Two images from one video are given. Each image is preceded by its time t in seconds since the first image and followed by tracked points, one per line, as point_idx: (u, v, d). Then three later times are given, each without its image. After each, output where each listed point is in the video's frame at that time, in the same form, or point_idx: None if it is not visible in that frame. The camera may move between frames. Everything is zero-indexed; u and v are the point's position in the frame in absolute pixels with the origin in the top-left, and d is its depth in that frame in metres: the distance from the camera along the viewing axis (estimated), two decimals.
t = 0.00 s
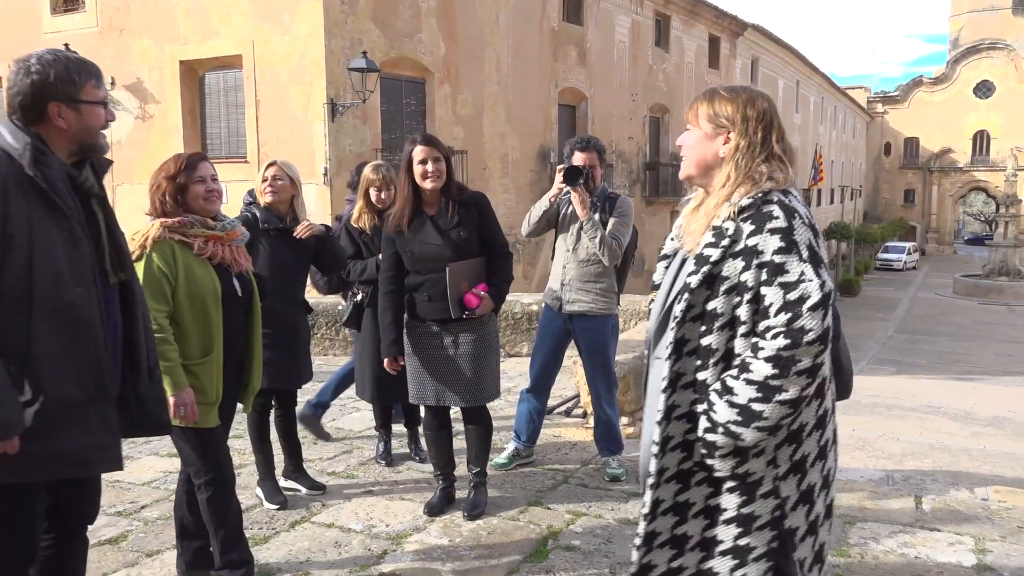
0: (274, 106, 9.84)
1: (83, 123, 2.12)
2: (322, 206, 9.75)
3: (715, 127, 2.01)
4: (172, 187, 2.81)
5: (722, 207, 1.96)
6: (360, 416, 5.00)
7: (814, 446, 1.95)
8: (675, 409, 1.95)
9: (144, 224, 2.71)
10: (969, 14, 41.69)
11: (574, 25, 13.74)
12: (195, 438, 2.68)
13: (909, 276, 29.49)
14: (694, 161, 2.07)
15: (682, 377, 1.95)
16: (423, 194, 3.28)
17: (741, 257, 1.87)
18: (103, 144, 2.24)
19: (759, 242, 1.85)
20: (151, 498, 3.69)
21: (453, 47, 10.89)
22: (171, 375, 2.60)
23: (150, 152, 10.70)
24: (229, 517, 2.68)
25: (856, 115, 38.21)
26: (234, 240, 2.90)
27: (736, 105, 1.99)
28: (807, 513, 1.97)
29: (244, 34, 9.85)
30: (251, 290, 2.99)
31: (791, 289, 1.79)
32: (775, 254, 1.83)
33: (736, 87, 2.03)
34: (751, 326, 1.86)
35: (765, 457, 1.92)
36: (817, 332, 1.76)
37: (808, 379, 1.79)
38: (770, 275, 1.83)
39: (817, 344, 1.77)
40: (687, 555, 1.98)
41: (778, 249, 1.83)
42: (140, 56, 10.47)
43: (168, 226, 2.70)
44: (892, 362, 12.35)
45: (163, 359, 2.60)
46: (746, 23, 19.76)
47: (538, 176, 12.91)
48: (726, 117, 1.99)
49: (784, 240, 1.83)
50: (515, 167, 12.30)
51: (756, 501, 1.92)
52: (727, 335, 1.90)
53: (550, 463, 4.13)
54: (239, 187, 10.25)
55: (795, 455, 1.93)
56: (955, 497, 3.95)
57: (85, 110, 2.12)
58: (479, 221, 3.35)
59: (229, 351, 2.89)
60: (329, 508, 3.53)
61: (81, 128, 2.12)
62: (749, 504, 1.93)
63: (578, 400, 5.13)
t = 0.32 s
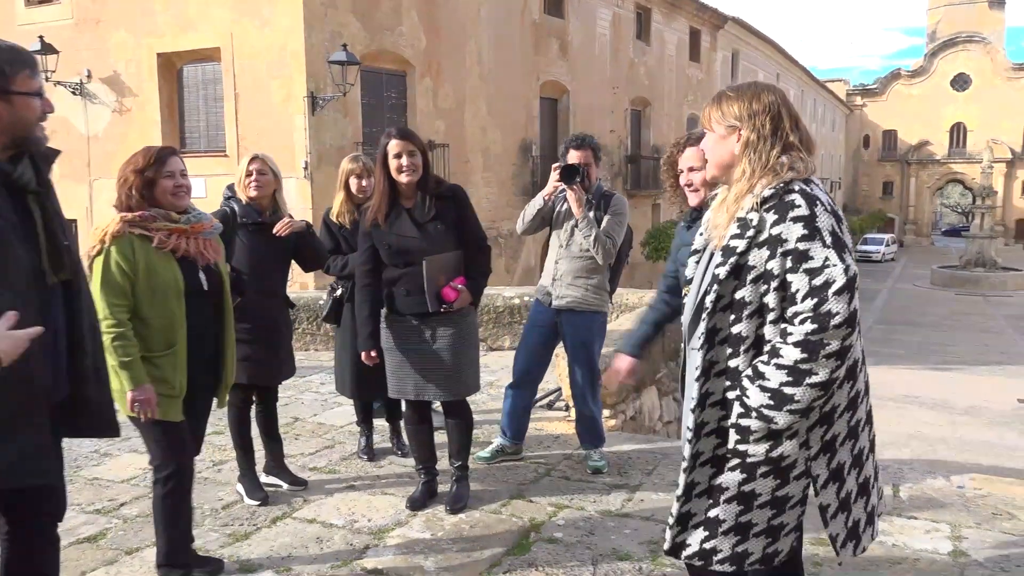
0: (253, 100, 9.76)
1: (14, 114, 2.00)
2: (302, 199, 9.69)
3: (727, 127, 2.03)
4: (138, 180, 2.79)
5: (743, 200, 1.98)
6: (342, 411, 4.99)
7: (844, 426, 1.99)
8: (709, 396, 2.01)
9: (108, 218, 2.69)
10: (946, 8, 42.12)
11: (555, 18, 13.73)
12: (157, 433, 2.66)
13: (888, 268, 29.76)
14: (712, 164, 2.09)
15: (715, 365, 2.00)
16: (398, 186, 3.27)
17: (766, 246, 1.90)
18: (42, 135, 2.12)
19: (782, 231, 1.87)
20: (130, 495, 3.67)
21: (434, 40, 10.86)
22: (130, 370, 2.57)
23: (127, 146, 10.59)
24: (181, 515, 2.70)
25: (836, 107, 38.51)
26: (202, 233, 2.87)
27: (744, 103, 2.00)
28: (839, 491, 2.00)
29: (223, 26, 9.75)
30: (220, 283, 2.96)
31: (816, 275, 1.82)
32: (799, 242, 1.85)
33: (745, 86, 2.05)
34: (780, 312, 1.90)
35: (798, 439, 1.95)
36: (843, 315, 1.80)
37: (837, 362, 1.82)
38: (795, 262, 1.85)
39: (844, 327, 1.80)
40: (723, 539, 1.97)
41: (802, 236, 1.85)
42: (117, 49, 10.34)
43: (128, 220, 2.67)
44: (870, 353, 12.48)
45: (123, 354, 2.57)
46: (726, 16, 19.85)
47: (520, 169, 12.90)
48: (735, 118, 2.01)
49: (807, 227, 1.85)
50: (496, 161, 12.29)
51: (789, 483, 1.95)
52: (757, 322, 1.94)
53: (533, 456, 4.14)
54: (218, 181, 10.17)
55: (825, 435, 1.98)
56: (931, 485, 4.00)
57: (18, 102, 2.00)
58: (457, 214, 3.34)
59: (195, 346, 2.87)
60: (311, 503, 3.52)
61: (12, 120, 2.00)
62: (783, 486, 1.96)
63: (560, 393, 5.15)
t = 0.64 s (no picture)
0: (223, 103, 9.68)
1: None
2: (274, 203, 9.62)
3: (740, 124, 2.05)
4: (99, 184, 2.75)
5: (752, 193, 2.01)
6: (316, 415, 4.95)
7: (844, 425, 1.99)
8: (709, 387, 2.05)
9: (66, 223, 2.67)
10: (912, 12, 42.87)
11: (527, 21, 13.76)
12: (107, 446, 2.64)
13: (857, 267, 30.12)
14: (727, 160, 2.10)
15: (715, 356, 2.05)
16: (366, 189, 3.26)
17: (771, 242, 1.93)
18: None
19: (788, 226, 1.91)
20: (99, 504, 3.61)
21: (406, 42, 10.83)
22: (87, 378, 2.55)
23: (94, 150, 10.43)
24: (129, 528, 2.67)
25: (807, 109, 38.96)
26: (165, 238, 2.84)
27: (756, 99, 2.03)
28: (840, 490, 1.96)
29: (191, 29, 9.65)
30: (184, 289, 2.94)
31: (819, 271, 1.85)
32: (804, 238, 1.88)
33: (751, 83, 2.07)
34: (782, 307, 1.93)
35: (795, 434, 1.97)
36: (845, 313, 1.82)
37: (836, 359, 1.85)
38: (798, 258, 1.89)
39: (846, 324, 1.82)
40: (720, 523, 2.06)
41: (807, 233, 1.88)
42: (83, 51, 10.19)
43: (85, 225, 2.64)
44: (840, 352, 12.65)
45: (79, 363, 2.55)
46: (697, 19, 20.02)
47: (493, 171, 12.92)
48: (750, 113, 2.03)
49: (812, 224, 1.88)
50: (470, 163, 12.29)
51: (787, 476, 1.98)
52: (759, 317, 1.97)
53: (508, 458, 4.15)
54: (188, 185, 10.05)
55: (825, 433, 1.97)
56: (900, 481, 4.08)
57: None
58: (427, 217, 3.33)
59: (159, 353, 2.84)
60: (284, 509, 3.50)
61: None
62: (780, 478, 1.99)
63: (535, 395, 5.17)
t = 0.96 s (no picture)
0: (196, 103, 9.60)
1: None
2: (249, 203, 9.54)
3: (747, 119, 2.06)
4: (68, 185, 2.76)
5: (759, 189, 2.03)
6: (291, 417, 4.93)
7: (853, 416, 2.03)
8: (722, 388, 2.07)
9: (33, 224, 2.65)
10: (883, 12, 43.42)
11: (502, 21, 13.77)
12: (75, 450, 2.62)
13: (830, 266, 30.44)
14: (732, 155, 2.11)
15: (727, 356, 2.06)
16: (337, 189, 3.26)
17: (783, 238, 1.95)
18: None
19: (801, 222, 1.93)
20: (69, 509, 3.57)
21: (381, 42, 10.80)
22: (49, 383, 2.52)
23: (64, 150, 10.29)
24: (98, 535, 2.64)
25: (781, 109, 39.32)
26: (135, 242, 2.83)
27: (762, 94, 2.04)
28: (850, 481, 2.01)
29: (163, 28, 9.55)
30: (154, 294, 2.92)
31: (835, 266, 1.88)
32: (817, 234, 1.91)
33: (752, 78, 2.09)
34: (795, 304, 1.96)
35: (808, 428, 2.00)
36: (862, 306, 1.85)
37: (854, 352, 1.88)
38: (813, 254, 1.91)
39: (864, 317, 1.85)
40: (737, 524, 2.08)
41: (820, 228, 1.91)
42: (52, 50, 10.05)
43: (52, 228, 2.63)
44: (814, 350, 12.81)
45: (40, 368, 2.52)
46: (672, 20, 20.13)
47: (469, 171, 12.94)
48: (760, 109, 2.04)
49: (825, 219, 1.92)
50: (445, 163, 12.28)
51: (800, 470, 2.01)
52: (771, 314, 2.00)
53: (485, 457, 4.16)
54: (161, 185, 9.95)
55: (836, 425, 2.00)
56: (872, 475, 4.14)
57: None
58: (399, 218, 3.32)
59: (128, 358, 2.81)
60: (259, 512, 3.48)
61: None
62: (794, 473, 2.02)
63: (512, 395, 5.19)
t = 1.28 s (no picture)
0: (169, 104, 9.50)
1: None
2: (223, 205, 9.46)
3: (733, 118, 2.07)
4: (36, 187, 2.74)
5: (749, 187, 2.04)
6: (266, 420, 4.90)
7: (821, 409, 2.11)
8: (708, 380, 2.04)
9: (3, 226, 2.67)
10: (855, 14, 43.98)
11: (478, 22, 13.77)
12: (45, 456, 2.59)
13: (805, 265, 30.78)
14: (715, 154, 2.12)
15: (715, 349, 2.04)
16: (310, 191, 3.25)
17: (774, 233, 1.98)
18: None
19: (793, 218, 1.96)
20: (40, 516, 3.52)
21: (356, 42, 10.76)
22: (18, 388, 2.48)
23: (34, 151, 10.14)
24: (68, 540, 2.62)
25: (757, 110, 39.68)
26: (106, 244, 2.81)
27: (747, 95, 2.06)
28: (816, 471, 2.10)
29: (134, 28, 9.45)
30: (126, 298, 2.89)
31: (823, 261, 1.92)
32: (808, 230, 1.95)
33: (738, 78, 2.10)
34: (782, 298, 1.99)
35: (784, 421, 2.05)
36: (848, 300, 1.90)
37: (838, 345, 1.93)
38: (803, 249, 1.95)
39: (849, 312, 1.90)
40: (714, 519, 2.06)
41: (811, 224, 1.95)
42: (20, 50, 9.90)
43: (22, 230, 2.64)
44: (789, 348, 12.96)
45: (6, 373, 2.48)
46: (647, 21, 20.25)
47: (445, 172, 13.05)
48: (747, 109, 2.06)
49: (815, 216, 1.96)
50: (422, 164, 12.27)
51: (773, 462, 2.07)
52: (757, 307, 2.02)
53: (461, 458, 4.17)
54: (134, 187, 9.85)
55: (808, 417, 2.08)
56: (844, 471, 4.21)
57: None
58: (372, 219, 3.31)
59: (99, 362, 2.79)
60: (233, 515, 3.46)
61: None
62: (767, 466, 2.08)
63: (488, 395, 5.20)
